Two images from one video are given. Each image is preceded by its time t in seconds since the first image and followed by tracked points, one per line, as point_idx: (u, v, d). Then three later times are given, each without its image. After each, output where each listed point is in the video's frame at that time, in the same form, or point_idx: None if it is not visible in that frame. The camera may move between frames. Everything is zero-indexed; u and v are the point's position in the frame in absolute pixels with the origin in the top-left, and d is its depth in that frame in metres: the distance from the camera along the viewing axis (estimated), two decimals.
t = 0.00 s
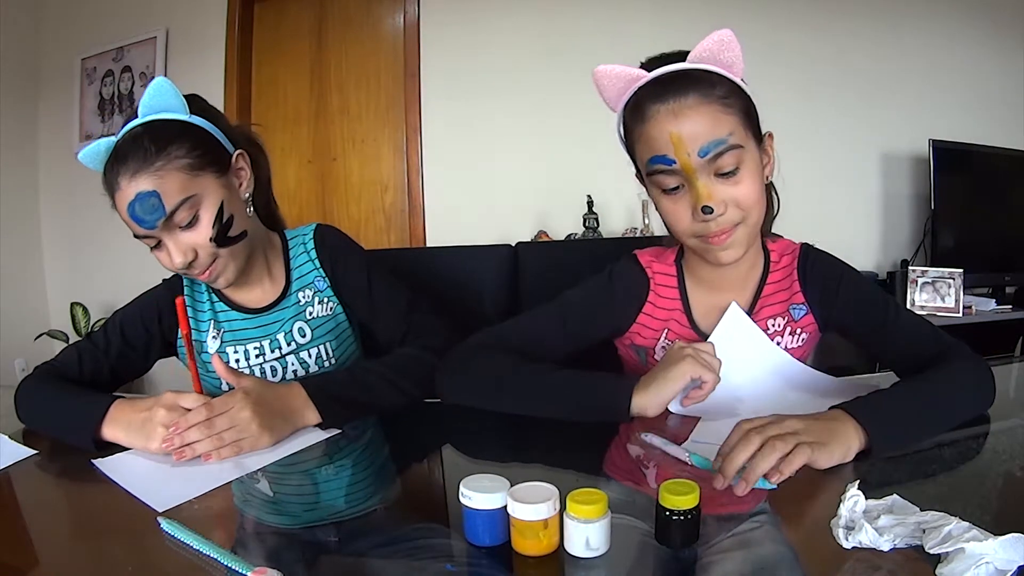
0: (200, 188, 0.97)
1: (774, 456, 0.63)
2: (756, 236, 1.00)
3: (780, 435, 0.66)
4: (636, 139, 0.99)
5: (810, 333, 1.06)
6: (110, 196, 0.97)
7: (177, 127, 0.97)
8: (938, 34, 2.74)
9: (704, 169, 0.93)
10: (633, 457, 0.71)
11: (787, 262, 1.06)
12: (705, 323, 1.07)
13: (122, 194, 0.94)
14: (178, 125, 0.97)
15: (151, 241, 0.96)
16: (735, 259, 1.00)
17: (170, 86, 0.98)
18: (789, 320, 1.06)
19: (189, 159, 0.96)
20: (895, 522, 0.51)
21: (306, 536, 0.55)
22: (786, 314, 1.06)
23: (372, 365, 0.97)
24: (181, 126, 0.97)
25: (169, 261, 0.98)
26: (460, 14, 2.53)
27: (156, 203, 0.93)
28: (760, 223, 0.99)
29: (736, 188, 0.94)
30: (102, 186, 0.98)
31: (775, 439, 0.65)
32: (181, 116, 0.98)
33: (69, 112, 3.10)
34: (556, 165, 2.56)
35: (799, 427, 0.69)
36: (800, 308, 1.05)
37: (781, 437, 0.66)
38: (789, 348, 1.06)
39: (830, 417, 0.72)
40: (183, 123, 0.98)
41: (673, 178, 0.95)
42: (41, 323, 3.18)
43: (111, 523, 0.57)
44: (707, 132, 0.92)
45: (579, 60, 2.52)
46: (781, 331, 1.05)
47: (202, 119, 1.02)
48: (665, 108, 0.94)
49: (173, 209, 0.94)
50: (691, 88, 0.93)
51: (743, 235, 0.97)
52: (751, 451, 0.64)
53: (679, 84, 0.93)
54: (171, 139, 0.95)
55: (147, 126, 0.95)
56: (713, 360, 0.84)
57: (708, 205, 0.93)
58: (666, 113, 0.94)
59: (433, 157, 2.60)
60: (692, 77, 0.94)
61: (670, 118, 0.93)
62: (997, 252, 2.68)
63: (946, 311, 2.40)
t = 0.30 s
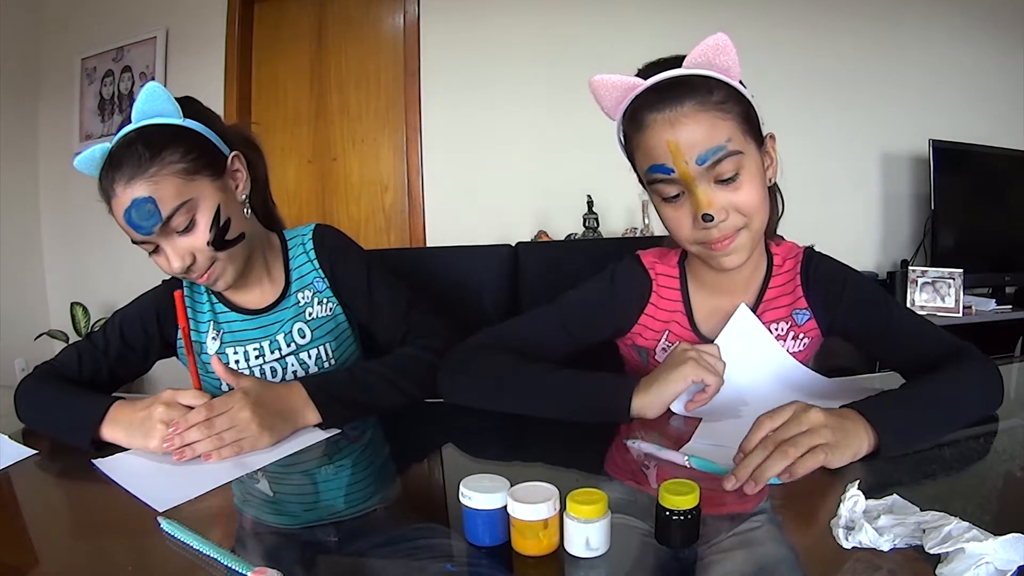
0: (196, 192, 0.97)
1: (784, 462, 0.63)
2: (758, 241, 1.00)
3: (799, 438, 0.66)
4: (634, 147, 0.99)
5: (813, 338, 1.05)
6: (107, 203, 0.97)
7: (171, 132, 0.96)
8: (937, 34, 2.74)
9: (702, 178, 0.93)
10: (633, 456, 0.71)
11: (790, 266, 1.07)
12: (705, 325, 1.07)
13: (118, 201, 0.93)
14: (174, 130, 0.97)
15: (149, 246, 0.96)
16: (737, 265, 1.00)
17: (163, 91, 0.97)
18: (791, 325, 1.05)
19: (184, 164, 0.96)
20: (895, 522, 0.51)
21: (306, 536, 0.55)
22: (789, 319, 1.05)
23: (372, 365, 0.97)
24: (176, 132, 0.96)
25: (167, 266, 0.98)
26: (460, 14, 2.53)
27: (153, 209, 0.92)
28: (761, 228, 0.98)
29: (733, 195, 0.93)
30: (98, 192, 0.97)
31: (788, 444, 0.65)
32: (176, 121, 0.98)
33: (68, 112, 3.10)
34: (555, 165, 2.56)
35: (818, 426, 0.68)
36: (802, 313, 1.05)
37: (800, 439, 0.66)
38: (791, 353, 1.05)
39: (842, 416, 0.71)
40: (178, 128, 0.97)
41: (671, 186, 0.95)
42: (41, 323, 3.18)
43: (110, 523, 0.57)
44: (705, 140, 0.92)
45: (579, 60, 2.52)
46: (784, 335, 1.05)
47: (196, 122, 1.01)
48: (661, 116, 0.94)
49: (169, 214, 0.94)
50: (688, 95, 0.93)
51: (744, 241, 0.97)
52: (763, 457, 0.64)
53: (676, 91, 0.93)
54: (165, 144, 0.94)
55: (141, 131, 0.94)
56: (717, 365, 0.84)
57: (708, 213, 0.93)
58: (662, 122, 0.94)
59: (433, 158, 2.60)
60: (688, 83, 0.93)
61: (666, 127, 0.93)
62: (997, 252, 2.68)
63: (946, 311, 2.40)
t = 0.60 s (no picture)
0: (194, 194, 0.97)
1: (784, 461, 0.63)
2: (753, 243, 0.99)
3: (798, 432, 0.66)
4: (631, 146, 0.99)
5: (813, 341, 1.05)
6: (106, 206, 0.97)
7: (169, 135, 0.96)
8: (937, 34, 2.74)
9: (694, 175, 0.93)
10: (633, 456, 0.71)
11: (790, 270, 1.07)
12: (705, 327, 1.07)
13: (117, 204, 0.93)
14: (173, 132, 0.97)
15: (149, 249, 0.96)
16: (731, 266, 0.99)
17: (159, 93, 0.96)
18: (791, 328, 1.05)
19: (182, 166, 0.96)
20: (895, 522, 0.51)
21: (305, 536, 0.55)
22: (790, 323, 1.05)
23: (371, 365, 0.97)
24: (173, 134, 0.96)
25: (167, 269, 0.98)
26: (460, 14, 2.53)
27: (152, 212, 0.92)
28: (756, 230, 0.98)
29: (723, 197, 0.93)
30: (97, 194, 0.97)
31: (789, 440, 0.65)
32: (175, 123, 0.98)
33: (68, 112, 3.10)
34: (556, 165, 2.56)
35: (821, 420, 0.68)
36: (803, 317, 1.05)
37: (801, 431, 0.66)
38: (791, 356, 1.05)
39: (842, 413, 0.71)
40: (175, 130, 0.97)
41: (663, 184, 0.96)
42: (41, 323, 3.18)
43: (110, 524, 0.57)
44: (695, 139, 0.92)
45: (579, 60, 2.52)
46: (784, 339, 1.05)
47: (193, 124, 1.01)
48: (654, 117, 0.94)
49: (169, 218, 0.94)
50: (682, 96, 0.93)
51: (737, 242, 0.97)
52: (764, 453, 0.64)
53: (671, 90, 0.93)
54: (163, 147, 0.94)
55: (139, 134, 0.94)
56: (717, 364, 0.83)
57: (696, 211, 0.93)
58: (655, 123, 0.94)
59: (433, 158, 2.60)
60: (684, 85, 0.93)
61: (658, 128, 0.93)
62: (997, 252, 2.68)
63: (946, 311, 2.40)
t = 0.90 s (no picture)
0: (194, 196, 0.97)
1: (777, 448, 0.64)
2: (743, 245, 0.98)
3: (791, 421, 0.67)
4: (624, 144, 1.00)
5: (814, 342, 1.05)
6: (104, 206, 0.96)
7: (166, 136, 0.96)
8: (937, 34, 2.74)
9: (673, 174, 0.93)
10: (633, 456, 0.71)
11: (791, 270, 1.07)
12: (705, 328, 1.07)
13: (116, 205, 0.93)
14: (172, 133, 0.97)
15: (147, 251, 0.95)
16: (715, 268, 0.98)
17: (158, 95, 0.96)
18: (793, 329, 1.05)
19: (182, 168, 0.96)
20: (895, 522, 0.51)
21: (305, 536, 0.55)
22: (791, 324, 1.05)
23: (370, 365, 0.97)
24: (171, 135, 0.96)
25: (166, 270, 0.98)
26: (460, 14, 2.53)
27: (152, 214, 0.92)
28: (742, 234, 0.96)
29: (707, 197, 0.93)
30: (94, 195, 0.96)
31: (779, 427, 0.66)
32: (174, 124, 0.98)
33: (69, 112, 3.10)
34: (555, 165, 2.56)
35: (811, 408, 0.69)
36: (804, 318, 1.05)
37: (792, 418, 0.67)
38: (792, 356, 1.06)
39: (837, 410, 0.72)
40: (173, 131, 0.97)
41: (649, 183, 0.96)
42: (42, 323, 3.18)
43: (109, 524, 0.57)
44: (677, 138, 0.92)
45: (579, 60, 2.52)
46: (785, 339, 1.05)
47: (192, 125, 1.01)
48: (644, 116, 0.94)
49: (169, 220, 0.93)
50: (671, 95, 0.93)
51: (718, 244, 0.96)
52: (756, 442, 0.66)
53: (664, 91, 0.93)
54: (161, 149, 0.94)
55: (138, 135, 0.94)
56: (717, 365, 0.83)
57: (673, 210, 0.93)
58: (643, 122, 0.94)
59: (432, 158, 2.60)
60: (677, 84, 0.93)
61: (647, 127, 0.94)
62: (997, 252, 2.68)
63: (946, 311, 2.40)
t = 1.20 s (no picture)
0: (196, 196, 0.97)
1: (778, 447, 0.64)
2: (744, 245, 0.98)
3: (791, 419, 0.67)
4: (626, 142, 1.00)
5: (813, 342, 1.05)
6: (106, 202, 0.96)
7: (168, 134, 0.96)
8: (937, 34, 2.74)
9: (678, 173, 0.93)
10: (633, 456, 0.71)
11: (791, 271, 1.07)
12: (705, 329, 1.07)
13: (117, 202, 0.93)
14: (175, 132, 0.97)
15: (147, 248, 0.95)
16: (717, 268, 0.98)
17: (163, 93, 0.96)
18: (793, 329, 1.05)
19: (184, 167, 0.96)
20: (895, 522, 0.51)
21: (304, 537, 0.55)
22: (792, 324, 1.05)
23: (370, 364, 0.97)
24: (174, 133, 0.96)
25: (165, 268, 0.98)
26: (460, 14, 2.53)
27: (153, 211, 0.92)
28: (745, 234, 0.96)
29: (710, 196, 0.93)
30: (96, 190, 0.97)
31: (779, 426, 0.66)
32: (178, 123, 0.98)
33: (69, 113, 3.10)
34: (555, 165, 2.55)
35: (812, 406, 0.69)
36: (804, 318, 1.05)
37: (792, 416, 0.67)
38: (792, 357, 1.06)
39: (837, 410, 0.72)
40: (176, 130, 0.97)
41: (651, 181, 0.96)
42: (42, 323, 3.18)
43: (109, 525, 0.57)
44: (681, 136, 0.92)
45: (579, 60, 2.52)
46: (785, 340, 1.05)
47: (195, 124, 1.01)
48: (647, 114, 0.94)
49: (170, 218, 0.93)
50: (675, 94, 0.93)
51: (720, 243, 0.96)
52: (756, 442, 0.65)
53: (665, 89, 0.93)
54: (163, 147, 0.94)
55: (141, 133, 0.95)
56: (717, 365, 0.84)
57: (677, 209, 0.93)
58: (646, 120, 0.94)
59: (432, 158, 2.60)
60: (680, 83, 0.93)
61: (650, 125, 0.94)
62: (997, 252, 2.68)
63: (946, 311, 2.40)
